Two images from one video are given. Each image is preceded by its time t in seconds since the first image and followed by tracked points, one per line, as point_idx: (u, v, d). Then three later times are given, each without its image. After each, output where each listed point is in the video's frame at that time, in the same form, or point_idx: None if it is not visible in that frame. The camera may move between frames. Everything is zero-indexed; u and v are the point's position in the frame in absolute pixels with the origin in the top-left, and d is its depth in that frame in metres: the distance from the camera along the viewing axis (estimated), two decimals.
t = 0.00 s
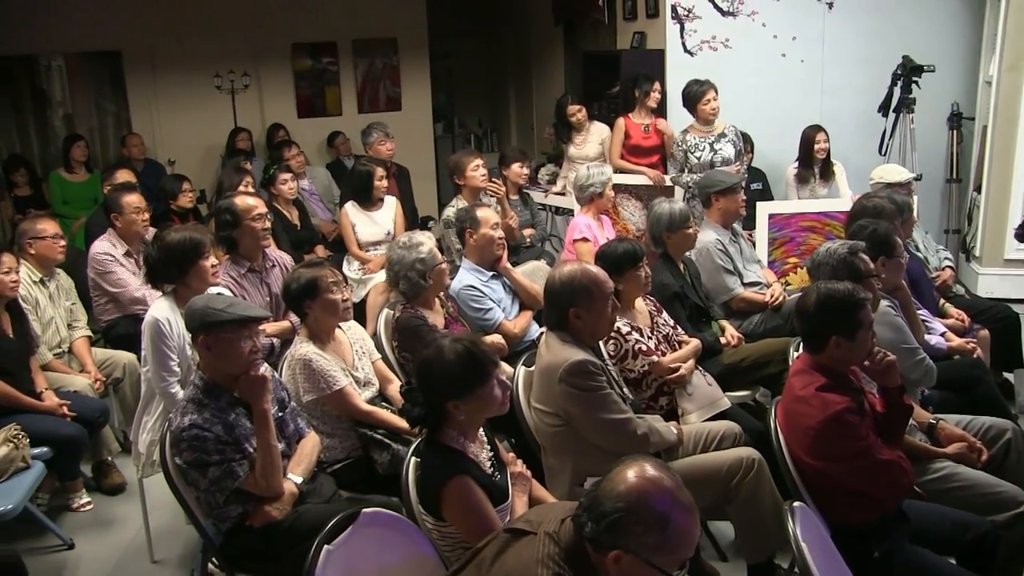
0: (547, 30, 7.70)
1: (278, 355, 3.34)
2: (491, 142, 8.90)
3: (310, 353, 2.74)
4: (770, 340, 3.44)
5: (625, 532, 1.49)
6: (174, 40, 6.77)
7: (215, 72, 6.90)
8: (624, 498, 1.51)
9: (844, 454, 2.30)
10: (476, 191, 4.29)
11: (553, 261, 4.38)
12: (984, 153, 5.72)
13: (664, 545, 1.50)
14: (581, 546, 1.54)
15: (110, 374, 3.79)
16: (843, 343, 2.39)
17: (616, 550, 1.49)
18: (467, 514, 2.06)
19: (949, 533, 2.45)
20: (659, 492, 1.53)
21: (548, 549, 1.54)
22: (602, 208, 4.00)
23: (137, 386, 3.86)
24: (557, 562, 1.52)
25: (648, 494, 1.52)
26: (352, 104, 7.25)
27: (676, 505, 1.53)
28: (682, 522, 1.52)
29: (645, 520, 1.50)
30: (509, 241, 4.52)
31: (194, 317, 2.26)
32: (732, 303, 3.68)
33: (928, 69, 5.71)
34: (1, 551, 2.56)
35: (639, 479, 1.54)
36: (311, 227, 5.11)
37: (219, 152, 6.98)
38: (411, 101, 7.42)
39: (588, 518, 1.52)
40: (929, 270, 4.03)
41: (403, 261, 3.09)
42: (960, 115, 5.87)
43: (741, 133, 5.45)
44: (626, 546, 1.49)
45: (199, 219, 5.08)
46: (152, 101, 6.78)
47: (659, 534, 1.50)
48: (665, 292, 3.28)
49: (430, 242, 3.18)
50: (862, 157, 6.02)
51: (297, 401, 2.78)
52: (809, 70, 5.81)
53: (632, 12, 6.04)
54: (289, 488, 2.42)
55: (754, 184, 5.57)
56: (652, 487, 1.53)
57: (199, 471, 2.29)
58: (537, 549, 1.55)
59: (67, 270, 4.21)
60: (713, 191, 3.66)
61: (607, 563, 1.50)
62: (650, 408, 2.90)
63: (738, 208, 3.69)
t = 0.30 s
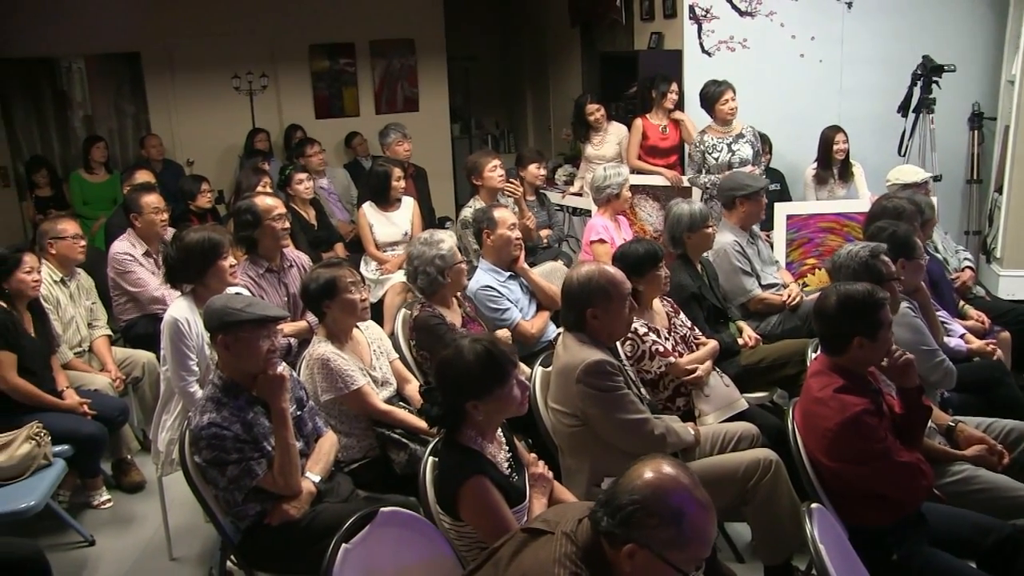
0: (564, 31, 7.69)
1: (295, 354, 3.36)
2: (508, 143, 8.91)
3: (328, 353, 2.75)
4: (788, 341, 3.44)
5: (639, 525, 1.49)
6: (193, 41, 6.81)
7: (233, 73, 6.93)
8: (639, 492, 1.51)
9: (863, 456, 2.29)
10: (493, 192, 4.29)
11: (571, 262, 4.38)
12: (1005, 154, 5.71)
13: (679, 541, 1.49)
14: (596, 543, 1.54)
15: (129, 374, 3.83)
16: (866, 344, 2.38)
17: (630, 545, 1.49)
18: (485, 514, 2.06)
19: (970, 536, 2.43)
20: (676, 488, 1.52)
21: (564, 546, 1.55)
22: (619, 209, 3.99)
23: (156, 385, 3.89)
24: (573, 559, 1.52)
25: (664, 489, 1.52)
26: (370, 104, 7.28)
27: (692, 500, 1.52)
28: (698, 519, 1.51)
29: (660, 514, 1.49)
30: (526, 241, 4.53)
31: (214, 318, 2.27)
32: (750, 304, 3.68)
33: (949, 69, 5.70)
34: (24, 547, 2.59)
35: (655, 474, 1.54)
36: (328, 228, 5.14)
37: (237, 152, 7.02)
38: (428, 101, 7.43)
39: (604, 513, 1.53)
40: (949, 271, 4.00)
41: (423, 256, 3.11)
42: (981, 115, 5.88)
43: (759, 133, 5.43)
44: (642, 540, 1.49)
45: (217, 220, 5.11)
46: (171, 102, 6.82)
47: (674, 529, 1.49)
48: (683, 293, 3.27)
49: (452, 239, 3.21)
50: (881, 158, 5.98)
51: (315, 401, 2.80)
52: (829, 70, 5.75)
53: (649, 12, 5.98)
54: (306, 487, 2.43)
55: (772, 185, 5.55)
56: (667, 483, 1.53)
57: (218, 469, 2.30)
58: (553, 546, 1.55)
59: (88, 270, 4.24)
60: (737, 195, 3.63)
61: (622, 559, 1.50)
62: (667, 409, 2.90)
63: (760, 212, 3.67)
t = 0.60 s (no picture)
0: (582, 33, 7.69)
1: (311, 354, 3.38)
2: (525, 144, 8.92)
3: (345, 353, 2.76)
4: (806, 344, 3.42)
5: (651, 530, 1.47)
6: (212, 42, 6.84)
7: (252, 73, 6.96)
8: (642, 499, 1.49)
9: (880, 460, 2.27)
10: (511, 193, 4.30)
11: (588, 264, 4.38)
12: None
13: (693, 538, 1.47)
14: (609, 553, 1.51)
15: (147, 372, 3.86)
16: (896, 343, 2.36)
17: (649, 552, 1.47)
18: (501, 515, 2.07)
19: (989, 543, 2.41)
20: (682, 486, 1.51)
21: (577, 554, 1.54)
22: (636, 211, 3.99)
23: (174, 384, 3.92)
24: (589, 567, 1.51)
25: (671, 489, 1.50)
26: (388, 105, 7.30)
27: (698, 496, 1.50)
28: (707, 510, 1.50)
29: (670, 515, 1.47)
30: (544, 243, 4.53)
31: (231, 317, 2.29)
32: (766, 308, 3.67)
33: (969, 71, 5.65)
34: (44, 543, 2.61)
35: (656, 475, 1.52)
36: (345, 228, 5.15)
37: (255, 153, 7.06)
38: (445, 102, 7.45)
39: (613, 527, 1.51)
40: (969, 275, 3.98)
41: (439, 255, 3.13)
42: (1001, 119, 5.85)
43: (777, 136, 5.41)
44: (658, 546, 1.47)
45: (235, 219, 5.14)
46: (190, 102, 6.86)
47: (686, 526, 1.48)
48: (700, 296, 3.27)
49: (468, 239, 3.22)
50: (899, 161, 5.95)
51: (332, 401, 2.81)
52: (847, 73, 5.71)
53: (668, 14, 5.97)
54: (323, 486, 2.44)
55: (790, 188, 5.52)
56: (672, 481, 1.51)
57: (235, 468, 2.31)
58: (568, 550, 1.55)
59: (108, 269, 4.27)
60: (760, 202, 3.61)
61: (642, 566, 1.48)
62: (684, 411, 2.89)
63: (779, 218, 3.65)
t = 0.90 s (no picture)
0: (598, 36, 7.69)
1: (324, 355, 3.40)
2: (541, 147, 8.94)
3: (361, 355, 2.77)
4: (822, 348, 3.43)
5: (664, 534, 1.45)
6: (228, 45, 6.87)
7: (268, 76, 6.99)
8: (646, 507, 1.47)
9: (898, 462, 2.26)
10: (526, 196, 4.31)
11: (603, 267, 4.38)
12: None
13: (706, 534, 1.46)
14: (625, 561, 1.49)
15: (163, 374, 3.89)
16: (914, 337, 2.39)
17: (670, 556, 1.45)
18: (515, 516, 2.07)
19: (1005, 549, 2.40)
20: (686, 485, 1.49)
21: (593, 561, 1.52)
22: (651, 215, 3.99)
23: (190, 386, 3.94)
24: None
25: (677, 489, 1.48)
26: (404, 108, 7.32)
27: (702, 491, 1.49)
28: (715, 501, 1.49)
29: (680, 516, 1.46)
30: (559, 246, 4.54)
31: (247, 317, 2.29)
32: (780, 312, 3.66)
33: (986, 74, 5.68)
34: (62, 544, 2.62)
35: (656, 479, 1.50)
36: (360, 230, 5.17)
37: (271, 155, 7.09)
38: (461, 105, 7.46)
39: (625, 538, 1.49)
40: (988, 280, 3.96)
41: (452, 258, 3.13)
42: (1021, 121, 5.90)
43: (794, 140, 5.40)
44: (675, 549, 1.45)
45: (251, 221, 5.16)
46: (207, 105, 6.90)
47: (698, 524, 1.46)
48: (716, 300, 3.26)
49: (482, 242, 3.23)
50: (915, 164, 5.92)
51: (348, 403, 2.82)
52: (864, 76, 5.69)
53: (683, 17, 5.96)
54: (338, 487, 2.45)
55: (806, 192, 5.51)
56: (678, 481, 1.49)
57: (251, 468, 2.32)
58: (583, 557, 1.54)
59: (125, 270, 4.30)
60: (777, 206, 3.60)
61: (663, 570, 1.47)
62: (699, 415, 2.88)
63: (795, 222, 3.64)
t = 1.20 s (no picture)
0: (608, 38, 7.67)
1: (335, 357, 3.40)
2: (552, 148, 8.94)
3: (372, 358, 2.78)
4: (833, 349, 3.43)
5: (673, 533, 1.45)
6: (238, 48, 6.90)
7: (279, 79, 7.01)
8: (651, 509, 1.46)
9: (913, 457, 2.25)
10: (538, 198, 4.31)
11: (615, 268, 4.38)
12: None
13: (715, 530, 1.46)
14: (635, 563, 1.48)
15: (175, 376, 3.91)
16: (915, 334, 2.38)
17: (681, 554, 1.45)
18: (528, 517, 2.07)
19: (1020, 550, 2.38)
20: (690, 483, 1.48)
21: (604, 563, 1.52)
22: (662, 216, 3.99)
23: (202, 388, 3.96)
24: None
25: (682, 488, 1.48)
26: (414, 110, 7.32)
27: (706, 488, 1.48)
28: (720, 496, 1.48)
29: (687, 514, 1.45)
30: (570, 247, 4.55)
31: (267, 322, 2.30)
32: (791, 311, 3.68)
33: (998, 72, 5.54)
34: (76, 545, 2.64)
35: (659, 479, 1.49)
36: (371, 232, 5.18)
37: (282, 158, 7.11)
38: (472, 107, 7.46)
39: (633, 541, 1.48)
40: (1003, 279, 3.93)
41: (463, 258, 3.14)
42: None
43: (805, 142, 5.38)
44: (686, 547, 1.45)
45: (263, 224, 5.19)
46: (217, 109, 6.93)
47: (705, 520, 1.46)
48: (727, 301, 3.26)
49: (493, 243, 3.23)
50: (926, 164, 5.90)
51: (359, 405, 2.82)
52: (875, 76, 5.67)
53: (694, 18, 5.95)
54: (350, 490, 2.46)
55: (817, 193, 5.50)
56: (683, 479, 1.48)
57: (264, 470, 2.32)
58: (593, 560, 1.54)
59: (137, 273, 4.32)
60: (789, 206, 3.58)
61: (675, 568, 1.46)
62: (710, 416, 2.88)
63: (807, 222, 3.63)
